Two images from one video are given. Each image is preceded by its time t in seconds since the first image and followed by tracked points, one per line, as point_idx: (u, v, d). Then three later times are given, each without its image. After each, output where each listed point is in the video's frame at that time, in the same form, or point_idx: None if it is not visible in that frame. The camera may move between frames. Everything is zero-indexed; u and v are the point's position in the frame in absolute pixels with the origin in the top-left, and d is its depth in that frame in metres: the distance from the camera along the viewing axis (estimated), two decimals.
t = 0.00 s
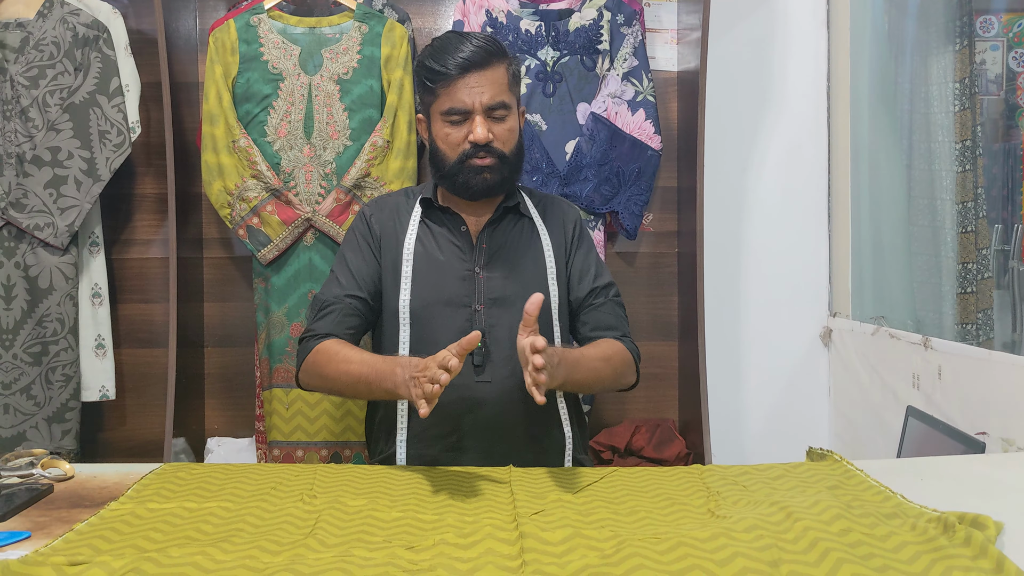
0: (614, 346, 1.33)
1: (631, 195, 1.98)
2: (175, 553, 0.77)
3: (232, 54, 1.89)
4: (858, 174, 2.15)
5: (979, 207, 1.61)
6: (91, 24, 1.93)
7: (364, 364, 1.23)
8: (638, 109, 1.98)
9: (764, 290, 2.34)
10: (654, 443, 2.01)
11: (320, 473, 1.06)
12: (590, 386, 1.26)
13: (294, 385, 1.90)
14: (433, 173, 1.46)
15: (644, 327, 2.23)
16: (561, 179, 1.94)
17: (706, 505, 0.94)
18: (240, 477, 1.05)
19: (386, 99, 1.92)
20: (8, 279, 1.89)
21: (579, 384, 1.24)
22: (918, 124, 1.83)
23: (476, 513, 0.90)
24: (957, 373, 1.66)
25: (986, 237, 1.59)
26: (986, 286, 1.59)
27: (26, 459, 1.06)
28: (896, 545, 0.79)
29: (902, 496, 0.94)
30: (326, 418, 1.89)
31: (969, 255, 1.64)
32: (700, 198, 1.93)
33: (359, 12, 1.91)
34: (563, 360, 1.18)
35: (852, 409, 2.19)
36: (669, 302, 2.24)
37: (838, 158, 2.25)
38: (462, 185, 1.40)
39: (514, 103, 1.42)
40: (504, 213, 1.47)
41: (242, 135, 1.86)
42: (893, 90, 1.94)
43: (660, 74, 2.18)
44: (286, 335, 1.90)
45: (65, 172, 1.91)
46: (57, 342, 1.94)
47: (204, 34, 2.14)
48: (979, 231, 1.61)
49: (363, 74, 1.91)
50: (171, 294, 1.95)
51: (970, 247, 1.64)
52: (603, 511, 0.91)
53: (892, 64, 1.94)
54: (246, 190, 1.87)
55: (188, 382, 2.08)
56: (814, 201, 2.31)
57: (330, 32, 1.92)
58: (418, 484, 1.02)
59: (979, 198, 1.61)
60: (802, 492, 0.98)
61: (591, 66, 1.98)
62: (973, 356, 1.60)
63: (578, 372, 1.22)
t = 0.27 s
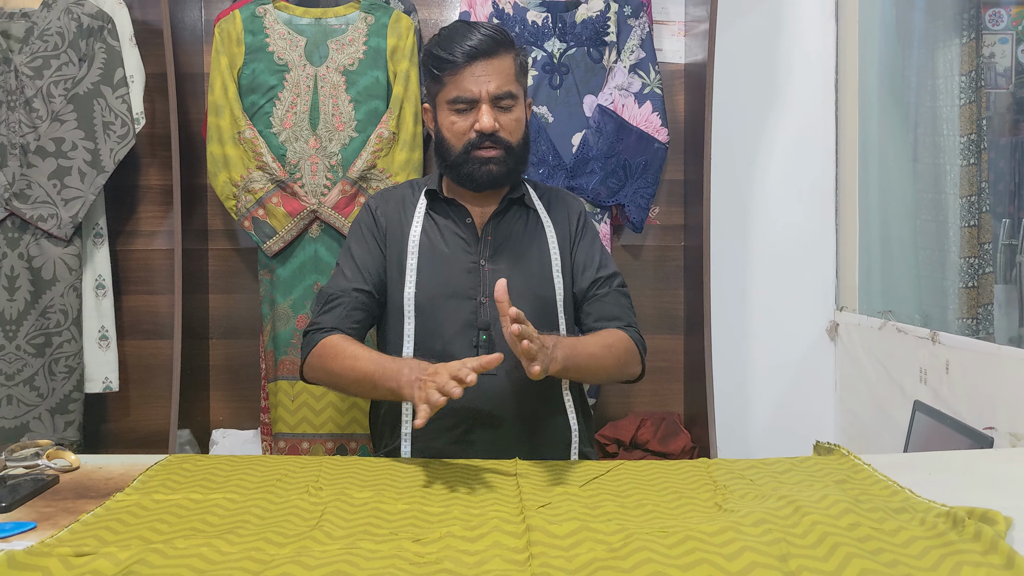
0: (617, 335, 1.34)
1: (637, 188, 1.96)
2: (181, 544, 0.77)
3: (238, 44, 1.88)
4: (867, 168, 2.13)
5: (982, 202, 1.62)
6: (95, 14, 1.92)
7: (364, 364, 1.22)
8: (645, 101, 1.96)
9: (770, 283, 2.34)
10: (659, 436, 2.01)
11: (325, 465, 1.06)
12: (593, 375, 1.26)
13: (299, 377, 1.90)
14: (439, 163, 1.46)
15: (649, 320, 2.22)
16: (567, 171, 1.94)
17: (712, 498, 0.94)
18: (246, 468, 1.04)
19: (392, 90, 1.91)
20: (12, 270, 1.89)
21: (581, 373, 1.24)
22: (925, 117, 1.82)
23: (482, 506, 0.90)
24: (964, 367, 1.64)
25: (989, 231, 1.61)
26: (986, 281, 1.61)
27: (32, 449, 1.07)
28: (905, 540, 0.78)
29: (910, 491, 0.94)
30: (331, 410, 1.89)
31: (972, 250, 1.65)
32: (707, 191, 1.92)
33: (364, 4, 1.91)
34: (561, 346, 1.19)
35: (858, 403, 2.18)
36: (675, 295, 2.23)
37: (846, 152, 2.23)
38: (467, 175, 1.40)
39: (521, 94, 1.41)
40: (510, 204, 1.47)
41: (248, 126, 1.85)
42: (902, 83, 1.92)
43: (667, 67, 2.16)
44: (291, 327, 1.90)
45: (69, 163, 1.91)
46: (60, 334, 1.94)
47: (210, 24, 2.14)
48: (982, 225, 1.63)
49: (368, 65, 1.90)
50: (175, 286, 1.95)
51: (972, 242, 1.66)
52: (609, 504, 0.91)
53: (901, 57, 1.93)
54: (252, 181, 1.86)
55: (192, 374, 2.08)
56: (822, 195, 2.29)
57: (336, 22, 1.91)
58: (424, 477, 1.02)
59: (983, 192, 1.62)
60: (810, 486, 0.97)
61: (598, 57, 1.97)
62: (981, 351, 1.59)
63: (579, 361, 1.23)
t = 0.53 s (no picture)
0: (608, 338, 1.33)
1: (639, 183, 1.97)
2: (183, 538, 0.77)
3: (240, 38, 1.87)
4: (869, 164, 2.13)
5: (980, 199, 1.63)
6: (96, 7, 1.91)
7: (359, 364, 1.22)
8: (647, 97, 1.96)
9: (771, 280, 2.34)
10: (659, 432, 2.01)
11: (326, 459, 1.06)
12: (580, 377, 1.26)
13: (300, 371, 1.90)
14: (442, 159, 1.45)
15: (650, 316, 2.22)
16: (569, 167, 1.94)
17: (714, 494, 0.94)
18: (247, 462, 1.04)
19: (394, 85, 1.91)
20: (13, 264, 1.89)
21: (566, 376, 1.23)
22: (926, 113, 1.81)
23: (484, 501, 0.90)
24: (966, 364, 1.64)
25: (985, 228, 1.61)
26: (981, 278, 1.62)
27: (33, 443, 1.06)
28: (907, 536, 0.78)
29: (912, 487, 0.94)
30: (332, 405, 1.89)
31: (967, 247, 1.66)
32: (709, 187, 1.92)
33: None
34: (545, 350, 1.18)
35: (858, 400, 2.18)
36: (676, 291, 2.22)
37: (848, 148, 2.22)
38: (471, 172, 1.39)
39: (525, 90, 1.41)
40: (512, 200, 1.46)
41: (250, 120, 1.85)
42: (904, 79, 1.91)
43: (669, 62, 2.15)
44: (292, 321, 1.90)
45: (70, 156, 1.91)
46: (60, 327, 1.94)
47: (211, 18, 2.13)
48: (978, 222, 1.63)
49: (370, 59, 1.89)
50: (176, 280, 1.95)
51: (967, 238, 1.66)
52: (611, 499, 0.91)
53: (903, 53, 1.92)
54: (253, 174, 1.86)
55: (193, 368, 2.08)
56: (824, 191, 2.29)
57: (338, 17, 1.90)
58: (426, 472, 1.02)
59: (980, 189, 1.62)
60: (811, 482, 0.97)
61: (600, 52, 1.96)
62: (982, 348, 1.59)
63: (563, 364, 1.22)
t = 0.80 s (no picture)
0: (607, 336, 1.31)
1: (635, 180, 1.96)
2: (178, 533, 0.77)
3: (236, 34, 1.87)
4: (864, 162, 2.13)
5: (972, 197, 1.64)
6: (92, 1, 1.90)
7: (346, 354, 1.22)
8: (644, 94, 1.96)
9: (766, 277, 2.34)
10: (654, 429, 2.02)
11: (321, 455, 1.05)
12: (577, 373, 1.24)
13: (294, 367, 1.89)
14: (438, 156, 1.45)
15: (646, 313, 2.22)
16: (565, 164, 1.94)
17: (709, 490, 0.94)
18: (242, 458, 1.04)
19: (390, 81, 1.90)
20: (7, 258, 1.88)
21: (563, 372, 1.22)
22: (921, 112, 1.82)
23: (479, 496, 0.90)
24: (960, 362, 1.65)
25: (978, 227, 1.62)
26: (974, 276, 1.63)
27: (27, 438, 1.06)
28: (901, 533, 0.79)
29: (906, 484, 0.94)
30: (327, 401, 1.89)
31: (960, 245, 1.67)
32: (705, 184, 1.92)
33: None
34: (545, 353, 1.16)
35: (853, 397, 2.19)
36: (671, 288, 2.23)
37: (844, 146, 2.23)
38: (465, 166, 1.38)
39: (519, 85, 1.41)
40: (507, 196, 1.46)
41: (245, 115, 1.84)
42: (900, 78, 1.92)
43: (666, 60, 2.15)
44: (287, 317, 1.90)
45: (65, 151, 1.90)
46: (55, 322, 1.93)
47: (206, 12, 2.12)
48: (971, 220, 1.64)
49: (367, 55, 1.89)
50: (171, 276, 1.94)
51: (960, 236, 1.67)
52: (606, 495, 0.91)
53: (899, 52, 1.92)
54: (249, 170, 1.85)
55: (187, 364, 2.07)
56: (819, 189, 2.29)
57: (334, 12, 1.89)
58: (420, 468, 1.01)
59: (974, 187, 1.63)
60: (805, 479, 0.98)
61: (596, 49, 1.96)
62: (977, 346, 1.59)
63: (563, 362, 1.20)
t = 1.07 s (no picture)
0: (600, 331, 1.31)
1: (631, 180, 1.96)
2: (173, 530, 0.76)
3: (232, 31, 1.86)
4: (860, 162, 2.14)
5: (967, 198, 1.64)
6: None
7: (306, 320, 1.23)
8: (640, 93, 1.96)
9: (762, 276, 2.35)
10: (650, 428, 2.02)
11: (316, 453, 1.05)
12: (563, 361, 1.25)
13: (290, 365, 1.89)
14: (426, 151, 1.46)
15: (642, 312, 2.23)
16: (561, 163, 1.94)
17: (705, 489, 0.94)
18: (237, 456, 1.04)
19: (386, 79, 1.90)
20: (3, 255, 1.87)
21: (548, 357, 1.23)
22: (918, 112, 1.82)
23: (474, 495, 0.90)
24: (955, 362, 1.65)
25: (973, 227, 1.62)
26: (969, 277, 1.63)
27: (22, 435, 1.06)
28: (897, 531, 0.79)
29: (900, 483, 0.94)
30: (322, 400, 1.89)
31: (956, 245, 1.67)
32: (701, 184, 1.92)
33: None
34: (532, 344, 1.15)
35: (848, 396, 2.19)
36: (668, 288, 2.23)
37: (840, 146, 2.23)
38: (446, 161, 1.39)
39: (510, 86, 1.40)
40: (501, 195, 1.46)
41: (241, 113, 1.84)
42: (895, 78, 1.92)
43: (662, 59, 2.15)
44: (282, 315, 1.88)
45: (61, 148, 1.89)
46: (52, 319, 1.93)
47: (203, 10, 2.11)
48: (966, 220, 1.64)
49: (363, 53, 1.88)
50: (167, 273, 1.93)
51: (956, 237, 1.67)
52: (601, 494, 0.91)
53: (895, 53, 1.93)
54: (244, 168, 1.85)
55: (183, 362, 2.07)
56: (814, 189, 2.30)
57: (330, 10, 1.89)
58: (415, 466, 1.01)
59: (968, 187, 1.64)
60: (801, 478, 0.98)
61: (593, 49, 1.96)
62: (972, 346, 1.60)
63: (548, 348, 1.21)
